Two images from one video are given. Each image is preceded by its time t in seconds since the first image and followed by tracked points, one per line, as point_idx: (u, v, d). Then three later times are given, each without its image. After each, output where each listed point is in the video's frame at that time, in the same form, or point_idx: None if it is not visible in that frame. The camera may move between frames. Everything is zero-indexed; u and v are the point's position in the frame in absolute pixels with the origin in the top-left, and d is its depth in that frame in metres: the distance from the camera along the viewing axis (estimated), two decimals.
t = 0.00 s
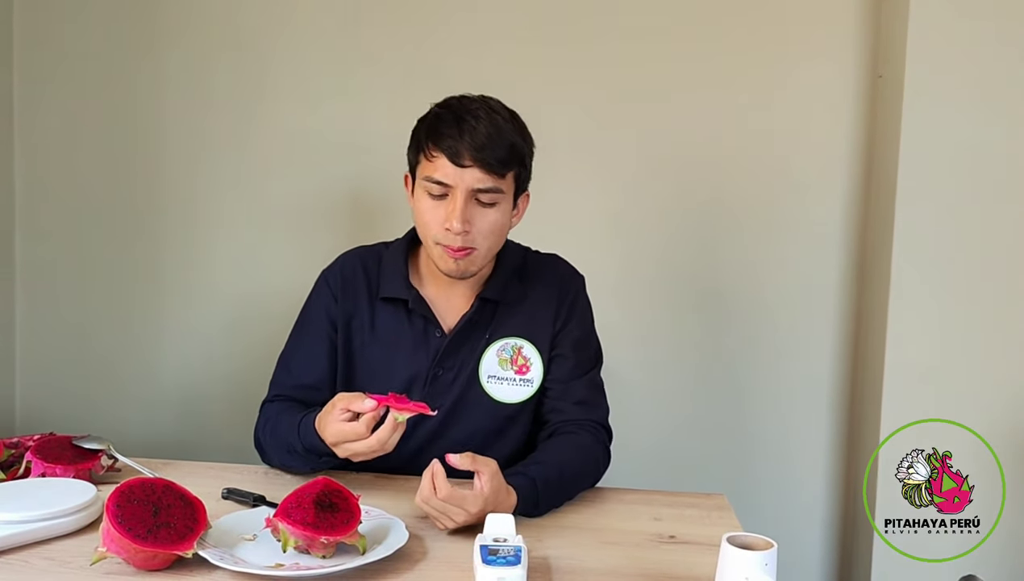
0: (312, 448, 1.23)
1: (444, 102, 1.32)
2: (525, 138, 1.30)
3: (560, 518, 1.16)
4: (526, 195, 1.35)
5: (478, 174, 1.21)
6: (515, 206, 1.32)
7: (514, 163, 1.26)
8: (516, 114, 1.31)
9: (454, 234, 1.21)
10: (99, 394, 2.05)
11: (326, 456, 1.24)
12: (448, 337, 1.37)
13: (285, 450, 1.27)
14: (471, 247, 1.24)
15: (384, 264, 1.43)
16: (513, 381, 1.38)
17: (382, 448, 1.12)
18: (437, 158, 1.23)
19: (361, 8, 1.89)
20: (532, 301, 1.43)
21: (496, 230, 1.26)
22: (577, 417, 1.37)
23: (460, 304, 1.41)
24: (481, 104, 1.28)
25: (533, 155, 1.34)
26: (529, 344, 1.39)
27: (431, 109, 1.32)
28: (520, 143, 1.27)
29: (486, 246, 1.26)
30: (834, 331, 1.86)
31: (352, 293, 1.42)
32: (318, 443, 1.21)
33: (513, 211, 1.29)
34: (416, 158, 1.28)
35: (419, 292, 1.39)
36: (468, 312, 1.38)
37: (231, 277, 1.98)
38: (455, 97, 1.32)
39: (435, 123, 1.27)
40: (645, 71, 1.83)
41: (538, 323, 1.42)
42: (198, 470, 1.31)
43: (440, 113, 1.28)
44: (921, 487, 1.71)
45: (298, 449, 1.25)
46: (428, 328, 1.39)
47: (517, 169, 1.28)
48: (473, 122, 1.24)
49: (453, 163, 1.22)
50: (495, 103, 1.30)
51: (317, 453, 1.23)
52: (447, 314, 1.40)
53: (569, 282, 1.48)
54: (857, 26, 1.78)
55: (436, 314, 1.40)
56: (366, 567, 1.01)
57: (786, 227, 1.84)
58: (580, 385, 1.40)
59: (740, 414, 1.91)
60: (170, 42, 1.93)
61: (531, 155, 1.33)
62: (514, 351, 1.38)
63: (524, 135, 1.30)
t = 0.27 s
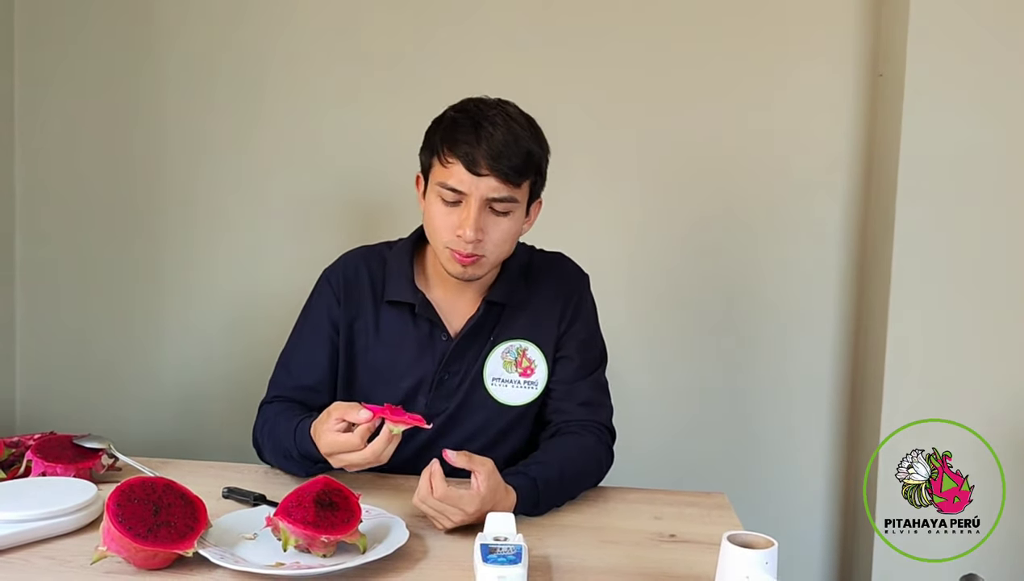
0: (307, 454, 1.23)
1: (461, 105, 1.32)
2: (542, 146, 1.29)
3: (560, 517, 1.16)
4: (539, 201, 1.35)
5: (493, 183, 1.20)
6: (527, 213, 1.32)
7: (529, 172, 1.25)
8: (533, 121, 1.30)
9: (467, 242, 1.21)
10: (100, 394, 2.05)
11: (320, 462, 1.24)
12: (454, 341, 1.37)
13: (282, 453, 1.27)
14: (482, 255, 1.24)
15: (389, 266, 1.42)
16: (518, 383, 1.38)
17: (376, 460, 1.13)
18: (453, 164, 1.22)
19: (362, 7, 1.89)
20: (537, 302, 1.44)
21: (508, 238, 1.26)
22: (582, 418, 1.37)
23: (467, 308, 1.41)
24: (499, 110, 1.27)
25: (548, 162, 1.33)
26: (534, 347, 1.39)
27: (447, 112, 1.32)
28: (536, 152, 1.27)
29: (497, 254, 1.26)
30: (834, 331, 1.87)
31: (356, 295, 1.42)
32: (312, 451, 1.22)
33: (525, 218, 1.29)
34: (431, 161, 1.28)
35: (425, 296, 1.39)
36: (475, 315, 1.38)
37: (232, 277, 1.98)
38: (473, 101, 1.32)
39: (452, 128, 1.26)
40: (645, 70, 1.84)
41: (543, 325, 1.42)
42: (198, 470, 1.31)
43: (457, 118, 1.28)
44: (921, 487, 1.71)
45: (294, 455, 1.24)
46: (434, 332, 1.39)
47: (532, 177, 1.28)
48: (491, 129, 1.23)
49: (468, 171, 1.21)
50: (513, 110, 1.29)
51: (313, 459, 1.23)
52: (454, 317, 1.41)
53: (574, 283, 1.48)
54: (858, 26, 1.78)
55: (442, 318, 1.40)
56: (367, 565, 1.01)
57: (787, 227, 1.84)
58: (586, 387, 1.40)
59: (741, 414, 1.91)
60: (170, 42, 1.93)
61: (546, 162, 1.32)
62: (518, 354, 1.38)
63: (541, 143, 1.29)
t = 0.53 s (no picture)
0: (306, 453, 1.23)
1: (460, 106, 1.31)
2: (541, 146, 1.29)
3: (561, 516, 1.16)
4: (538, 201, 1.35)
5: (493, 184, 1.20)
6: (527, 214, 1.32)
7: (528, 172, 1.25)
8: (532, 121, 1.30)
9: (466, 243, 1.21)
10: (100, 394, 2.05)
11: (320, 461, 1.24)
12: (454, 341, 1.37)
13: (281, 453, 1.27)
14: (482, 256, 1.24)
15: (388, 266, 1.42)
16: (518, 383, 1.38)
17: (377, 458, 1.13)
18: (452, 165, 1.22)
19: (362, 6, 1.89)
20: (537, 301, 1.44)
21: (508, 239, 1.26)
22: (583, 418, 1.37)
23: (467, 308, 1.41)
24: (497, 110, 1.27)
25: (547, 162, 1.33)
26: (534, 347, 1.39)
27: (446, 113, 1.32)
28: (535, 152, 1.27)
29: (496, 255, 1.26)
30: (834, 330, 1.87)
31: (355, 295, 1.42)
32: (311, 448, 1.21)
33: (524, 219, 1.29)
34: (430, 162, 1.28)
35: (425, 297, 1.39)
36: (475, 316, 1.38)
37: (231, 276, 1.98)
38: (472, 101, 1.32)
39: (451, 130, 1.26)
40: (645, 69, 1.84)
41: (542, 324, 1.42)
42: (198, 469, 1.31)
43: (456, 119, 1.28)
44: (921, 487, 1.71)
45: (293, 454, 1.24)
46: (434, 333, 1.39)
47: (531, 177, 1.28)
48: (489, 130, 1.23)
49: (468, 172, 1.21)
50: (511, 110, 1.29)
51: (313, 458, 1.23)
52: (454, 318, 1.41)
53: (573, 282, 1.48)
54: (858, 25, 1.79)
55: (442, 318, 1.41)
56: (367, 565, 1.01)
57: (787, 227, 1.85)
58: (586, 386, 1.40)
59: (741, 414, 1.91)
60: (170, 42, 1.93)
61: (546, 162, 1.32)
62: (518, 354, 1.38)
63: (540, 142, 1.29)
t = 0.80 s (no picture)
0: (305, 452, 1.23)
1: (457, 105, 1.31)
2: (538, 144, 1.29)
3: (561, 516, 1.16)
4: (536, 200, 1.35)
5: (489, 183, 1.20)
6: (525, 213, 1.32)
7: (525, 171, 1.25)
8: (529, 119, 1.30)
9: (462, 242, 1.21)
10: (100, 394, 2.05)
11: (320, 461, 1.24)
12: (454, 340, 1.37)
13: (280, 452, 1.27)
14: (479, 255, 1.25)
15: (387, 266, 1.42)
16: (518, 383, 1.38)
17: (376, 456, 1.13)
18: (447, 164, 1.22)
19: (362, 6, 1.89)
20: (536, 301, 1.44)
21: (505, 238, 1.26)
22: (584, 417, 1.37)
23: (466, 307, 1.42)
24: (493, 109, 1.27)
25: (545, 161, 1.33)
26: (534, 346, 1.39)
27: (442, 112, 1.32)
28: (532, 151, 1.27)
29: (493, 254, 1.26)
30: (834, 330, 1.87)
31: (355, 294, 1.42)
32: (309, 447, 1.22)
33: (522, 218, 1.29)
34: (426, 162, 1.28)
35: (424, 296, 1.39)
36: (474, 315, 1.38)
37: (232, 277, 1.98)
38: (469, 100, 1.32)
39: (447, 129, 1.26)
40: (645, 69, 1.84)
41: (542, 324, 1.42)
42: (198, 469, 1.31)
43: (453, 118, 1.27)
44: (921, 487, 1.71)
45: (293, 454, 1.24)
46: (433, 332, 1.39)
47: (528, 176, 1.28)
48: (485, 129, 1.23)
49: (464, 171, 1.21)
50: (508, 108, 1.29)
51: (312, 458, 1.23)
52: (454, 317, 1.41)
53: (573, 281, 1.48)
54: (858, 24, 1.79)
55: (442, 317, 1.41)
56: (368, 564, 1.01)
57: (787, 226, 1.85)
58: (586, 385, 1.40)
59: (740, 413, 1.91)
60: (171, 42, 1.93)
61: (544, 161, 1.32)
62: (518, 353, 1.39)
63: (537, 141, 1.29)
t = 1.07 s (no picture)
0: (305, 453, 1.23)
1: (453, 105, 1.32)
2: (534, 145, 1.29)
3: (561, 516, 1.16)
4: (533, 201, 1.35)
5: (482, 183, 1.21)
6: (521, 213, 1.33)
7: (520, 171, 1.26)
8: (525, 120, 1.30)
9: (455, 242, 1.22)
10: (100, 395, 2.05)
11: (319, 463, 1.24)
12: (454, 341, 1.38)
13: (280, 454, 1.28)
14: (473, 255, 1.25)
15: (387, 267, 1.43)
16: (518, 384, 1.38)
17: (376, 459, 1.13)
18: (441, 164, 1.23)
19: (362, 6, 1.89)
20: (536, 301, 1.44)
21: (500, 239, 1.26)
22: (584, 418, 1.37)
23: (465, 309, 1.42)
24: (488, 109, 1.27)
25: (541, 161, 1.33)
26: (534, 347, 1.40)
27: (439, 112, 1.32)
28: (527, 152, 1.27)
29: (487, 254, 1.26)
30: (834, 330, 1.87)
31: (354, 296, 1.42)
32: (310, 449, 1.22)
33: (517, 218, 1.29)
34: (422, 162, 1.29)
35: (424, 297, 1.39)
36: (473, 317, 1.38)
37: (232, 277, 1.98)
38: (466, 101, 1.32)
39: (442, 129, 1.26)
40: (646, 68, 1.84)
41: (542, 325, 1.42)
42: (199, 470, 1.31)
43: (449, 119, 1.28)
44: (921, 487, 1.71)
45: (293, 455, 1.24)
46: (433, 333, 1.39)
47: (524, 177, 1.28)
48: (480, 129, 1.24)
49: (457, 171, 1.22)
50: (504, 109, 1.29)
51: (312, 459, 1.23)
52: (453, 319, 1.41)
53: (573, 281, 1.48)
54: (857, 25, 1.79)
55: (441, 318, 1.41)
56: (368, 565, 1.01)
57: (787, 226, 1.85)
58: (586, 386, 1.40)
59: (741, 414, 1.91)
60: (171, 42, 1.93)
61: (540, 161, 1.32)
62: (519, 354, 1.39)
63: (533, 142, 1.29)
